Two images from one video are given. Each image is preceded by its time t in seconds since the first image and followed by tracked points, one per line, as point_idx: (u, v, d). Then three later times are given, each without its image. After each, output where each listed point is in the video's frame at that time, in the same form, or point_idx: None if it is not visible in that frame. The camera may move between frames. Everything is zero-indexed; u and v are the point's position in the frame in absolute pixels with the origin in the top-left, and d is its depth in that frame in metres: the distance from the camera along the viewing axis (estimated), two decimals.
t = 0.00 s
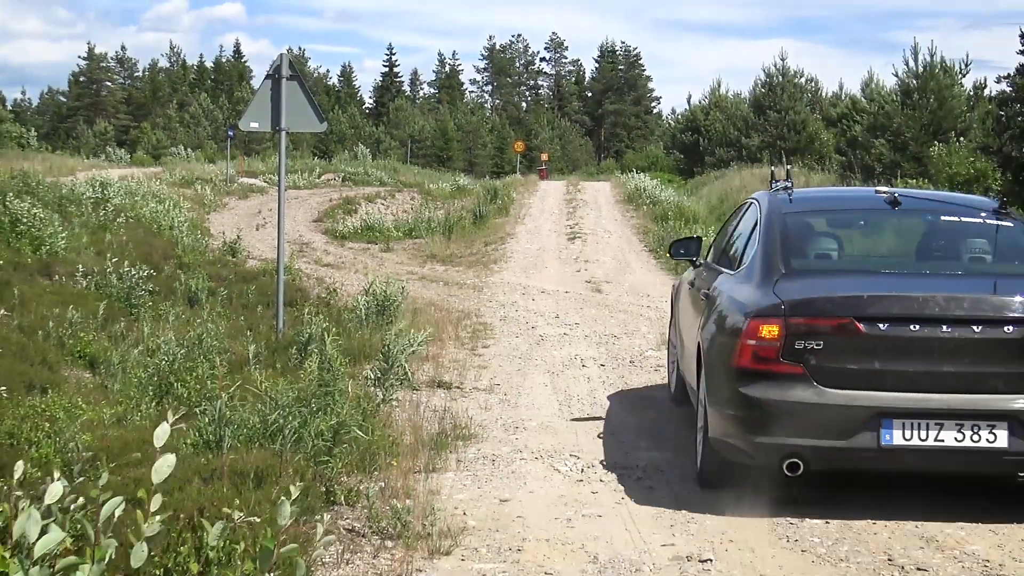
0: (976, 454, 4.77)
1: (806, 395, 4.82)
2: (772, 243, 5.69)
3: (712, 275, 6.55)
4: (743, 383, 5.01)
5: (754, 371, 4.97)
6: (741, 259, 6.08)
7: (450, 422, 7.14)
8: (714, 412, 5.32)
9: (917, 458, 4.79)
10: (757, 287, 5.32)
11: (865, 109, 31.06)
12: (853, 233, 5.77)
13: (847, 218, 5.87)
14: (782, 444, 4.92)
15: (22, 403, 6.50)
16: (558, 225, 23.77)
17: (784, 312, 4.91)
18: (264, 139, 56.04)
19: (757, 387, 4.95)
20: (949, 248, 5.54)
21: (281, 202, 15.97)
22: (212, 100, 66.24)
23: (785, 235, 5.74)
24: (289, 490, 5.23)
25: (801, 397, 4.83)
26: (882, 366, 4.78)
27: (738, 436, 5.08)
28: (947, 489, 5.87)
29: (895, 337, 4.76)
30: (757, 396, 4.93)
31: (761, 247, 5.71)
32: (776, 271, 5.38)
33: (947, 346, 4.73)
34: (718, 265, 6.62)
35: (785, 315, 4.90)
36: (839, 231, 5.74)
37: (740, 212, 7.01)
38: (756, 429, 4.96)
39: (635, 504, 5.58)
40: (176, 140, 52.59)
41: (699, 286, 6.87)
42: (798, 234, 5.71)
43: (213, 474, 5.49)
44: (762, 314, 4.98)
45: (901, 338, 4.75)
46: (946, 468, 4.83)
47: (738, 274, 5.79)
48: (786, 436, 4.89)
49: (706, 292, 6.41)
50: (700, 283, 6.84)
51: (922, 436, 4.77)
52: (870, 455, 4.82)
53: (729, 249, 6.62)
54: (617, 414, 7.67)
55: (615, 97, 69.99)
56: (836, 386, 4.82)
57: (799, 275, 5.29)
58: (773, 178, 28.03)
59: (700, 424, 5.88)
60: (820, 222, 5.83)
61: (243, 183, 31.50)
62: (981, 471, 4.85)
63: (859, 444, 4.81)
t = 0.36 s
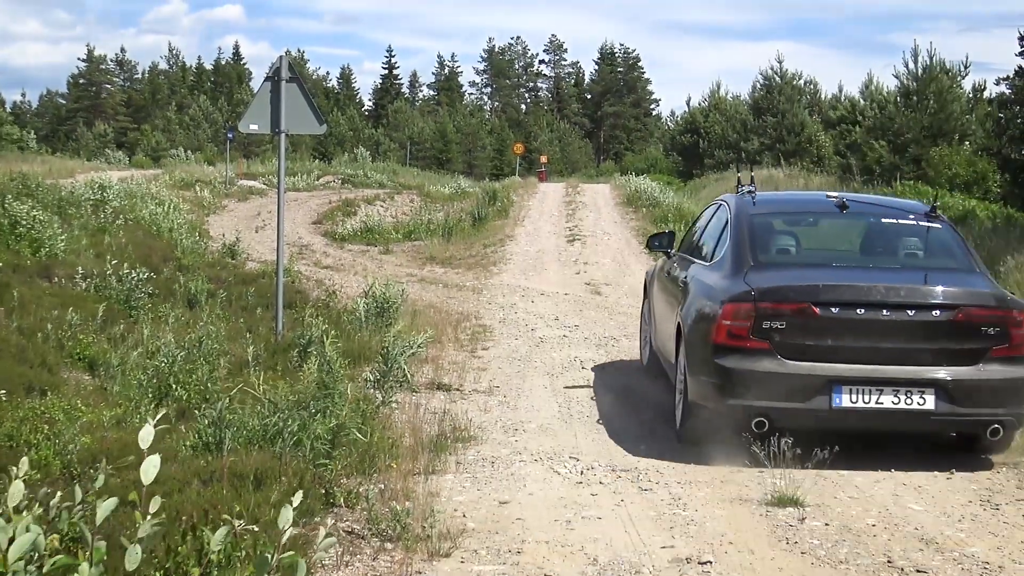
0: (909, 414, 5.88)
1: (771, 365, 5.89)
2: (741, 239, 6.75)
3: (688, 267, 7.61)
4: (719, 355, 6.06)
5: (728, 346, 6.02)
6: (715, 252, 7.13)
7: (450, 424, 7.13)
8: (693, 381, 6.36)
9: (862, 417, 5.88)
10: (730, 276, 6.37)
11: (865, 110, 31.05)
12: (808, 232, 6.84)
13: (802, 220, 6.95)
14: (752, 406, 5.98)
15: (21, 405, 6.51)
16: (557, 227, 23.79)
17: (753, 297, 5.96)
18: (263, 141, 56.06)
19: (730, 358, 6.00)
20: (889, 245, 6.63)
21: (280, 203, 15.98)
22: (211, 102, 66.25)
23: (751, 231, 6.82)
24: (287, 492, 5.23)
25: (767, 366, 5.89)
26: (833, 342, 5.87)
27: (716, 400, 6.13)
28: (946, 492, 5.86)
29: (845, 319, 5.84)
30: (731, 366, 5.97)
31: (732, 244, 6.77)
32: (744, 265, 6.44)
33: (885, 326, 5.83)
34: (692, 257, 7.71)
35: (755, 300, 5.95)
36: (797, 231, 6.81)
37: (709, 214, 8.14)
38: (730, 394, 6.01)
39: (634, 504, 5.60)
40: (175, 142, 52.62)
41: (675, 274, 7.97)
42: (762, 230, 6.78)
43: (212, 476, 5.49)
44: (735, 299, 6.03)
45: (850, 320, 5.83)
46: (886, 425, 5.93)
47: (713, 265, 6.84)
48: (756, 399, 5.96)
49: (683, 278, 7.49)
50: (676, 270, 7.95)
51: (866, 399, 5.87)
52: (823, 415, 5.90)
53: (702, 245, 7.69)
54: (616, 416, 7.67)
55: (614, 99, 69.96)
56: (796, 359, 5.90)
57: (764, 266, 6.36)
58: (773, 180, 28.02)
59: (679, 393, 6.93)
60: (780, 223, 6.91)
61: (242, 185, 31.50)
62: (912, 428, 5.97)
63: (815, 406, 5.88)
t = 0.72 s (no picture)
0: (848, 364, 6.96)
1: (731, 324, 6.96)
2: (701, 224, 7.85)
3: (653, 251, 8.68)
4: (686, 319, 7.13)
5: (694, 311, 7.09)
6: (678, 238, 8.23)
7: (450, 426, 7.13)
8: (664, 345, 7.42)
9: (808, 367, 6.95)
10: (693, 255, 7.47)
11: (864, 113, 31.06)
12: (757, 217, 7.93)
13: (752, 207, 8.03)
14: (716, 360, 7.04)
15: (21, 407, 6.50)
16: (557, 229, 23.78)
17: (715, 269, 7.05)
18: (263, 144, 56.05)
19: (696, 321, 7.07)
20: (826, 226, 7.73)
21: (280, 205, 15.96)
22: (212, 104, 66.32)
23: (708, 217, 7.93)
24: (287, 494, 5.23)
25: (728, 326, 6.97)
26: (782, 305, 6.95)
27: (685, 357, 7.18)
28: (946, 495, 5.86)
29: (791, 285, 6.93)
30: (698, 326, 7.04)
31: (693, 229, 7.86)
32: (704, 244, 7.53)
33: (825, 290, 6.93)
34: (656, 244, 8.80)
35: (717, 272, 7.04)
36: (747, 216, 7.90)
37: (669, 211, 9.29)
38: (698, 351, 7.07)
39: (634, 507, 5.59)
40: (175, 144, 52.59)
41: (637, 261, 9.06)
42: (718, 216, 7.88)
43: (212, 478, 5.50)
44: (700, 272, 7.11)
45: (796, 286, 6.93)
46: (828, 375, 7.00)
47: (678, 248, 7.93)
48: (719, 354, 7.02)
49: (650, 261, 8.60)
50: (639, 258, 9.04)
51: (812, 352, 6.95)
52: (776, 365, 6.96)
53: (666, 233, 8.78)
54: (616, 418, 7.68)
55: (614, 101, 69.93)
56: (751, 320, 6.97)
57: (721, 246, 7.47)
58: (773, 181, 28.01)
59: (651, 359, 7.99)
60: (732, 210, 8.02)
61: (242, 187, 31.49)
62: (850, 376, 7.05)
63: (769, 358, 6.95)
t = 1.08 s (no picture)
0: (787, 333, 8.45)
1: (690, 300, 8.42)
2: (661, 220, 9.30)
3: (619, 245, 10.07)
4: (651, 296, 8.56)
5: (659, 289, 8.53)
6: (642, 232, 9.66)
7: (449, 428, 7.13)
8: (632, 320, 8.83)
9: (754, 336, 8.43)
10: (656, 244, 8.91)
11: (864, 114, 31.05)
12: (709, 215, 9.39)
13: (704, 208, 9.50)
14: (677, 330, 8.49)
15: (21, 408, 6.50)
16: (556, 230, 23.82)
17: (676, 254, 8.49)
18: (263, 145, 56.06)
19: (660, 297, 8.51)
20: (768, 221, 9.23)
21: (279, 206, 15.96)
22: (211, 104, 66.36)
23: (667, 214, 9.41)
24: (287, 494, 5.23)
25: (687, 301, 8.42)
26: (732, 285, 8.43)
27: (652, 328, 8.60)
28: (946, 496, 5.85)
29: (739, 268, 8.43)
30: (662, 301, 8.48)
31: (656, 224, 9.31)
32: (666, 236, 8.98)
33: (768, 272, 8.44)
34: (620, 239, 10.17)
35: (678, 256, 8.48)
36: (700, 214, 9.37)
37: (632, 210, 10.74)
38: (661, 322, 8.51)
39: (634, 508, 5.58)
40: (174, 146, 52.60)
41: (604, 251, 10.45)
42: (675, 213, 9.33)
43: (213, 479, 5.50)
44: (664, 257, 8.55)
45: (744, 269, 8.42)
46: (770, 343, 8.49)
47: (641, 240, 9.36)
48: (679, 325, 8.47)
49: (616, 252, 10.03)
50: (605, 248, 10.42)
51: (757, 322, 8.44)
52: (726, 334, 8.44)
53: (630, 231, 10.19)
54: (616, 418, 7.69)
55: (614, 102, 69.90)
56: (706, 297, 8.44)
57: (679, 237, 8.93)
58: (772, 181, 28.01)
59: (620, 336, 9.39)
60: (688, 210, 9.47)
61: (241, 188, 31.48)
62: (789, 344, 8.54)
63: (721, 328, 8.43)
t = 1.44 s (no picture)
0: (726, 313, 9.95)
1: (644, 285, 9.85)
2: (617, 219, 10.66)
3: (577, 240, 11.41)
4: (611, 282, 9.95)
5: (617, 275, 9.92)
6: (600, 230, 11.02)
7: (449, 429, 7.13)
8: (594, 303, 10.18)
9: (698, 315, 9.89)
10: (614, 238, 10.29)
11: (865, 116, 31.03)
12: (658, 213, 10.79)
13: (653, 207, 10.90)
14: (634, 310, 9.91)
15: (22, 408, 6.49)
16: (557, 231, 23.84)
17: (634, 246, 9.89)
18: (264, 146, 56.10)
19: (619, 282, 9.90)
20: (709, 220, 10.68)
21: (280, 207, 15.96)
22: (211, 104, 66.38)
23: (623, 213, 10.78)
24: (288, 495, 5.24)
25: (642, 286, 9.85)
26: (680, 272, 9.88)
27: (612, 309, 9.99)
28: (946, 498, 5.85)
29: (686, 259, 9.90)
30: (621, 286, 9.89)
31: (613, 221, 10.69)
32: (622, 232, 10.38)
33: (710, 262, 9.93)
34: (579, 235, 11.52)
35: (635, 247, 9.89)
36: (651, 212, 10.76)
37: (588, 212, 12.07)
38: (621, 303, 9.90)
39: (635, 510, 5.58)
40: (175, 146, 52.63)
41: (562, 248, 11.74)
42: (629, 213, 10.70)
43: (213, 480, 5.50)
44: (622, 249, 9.95)
45: (690, 259, 9.89)
46: (712, 321, 9.97)
47: (600, 236, 10.70)
48: (636, 306, 9.89)
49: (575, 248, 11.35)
50: (563, 244, 11.72)
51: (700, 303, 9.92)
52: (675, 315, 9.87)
53: (587, 227, 11.55)
54: (617, 420, 7.68)
55: (615, 104, 69.87)
56: (659, 282, 9.86)
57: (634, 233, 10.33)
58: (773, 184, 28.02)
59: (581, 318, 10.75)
60: (640, 208, 10.86)
61: (242, 189, 31.50)
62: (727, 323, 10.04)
63: (670, 308, 9.86)
